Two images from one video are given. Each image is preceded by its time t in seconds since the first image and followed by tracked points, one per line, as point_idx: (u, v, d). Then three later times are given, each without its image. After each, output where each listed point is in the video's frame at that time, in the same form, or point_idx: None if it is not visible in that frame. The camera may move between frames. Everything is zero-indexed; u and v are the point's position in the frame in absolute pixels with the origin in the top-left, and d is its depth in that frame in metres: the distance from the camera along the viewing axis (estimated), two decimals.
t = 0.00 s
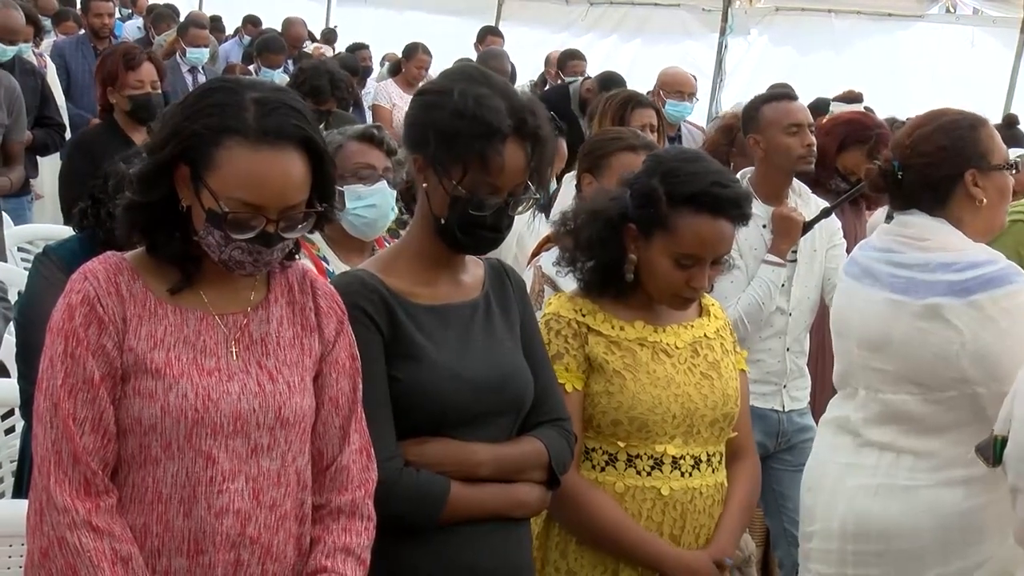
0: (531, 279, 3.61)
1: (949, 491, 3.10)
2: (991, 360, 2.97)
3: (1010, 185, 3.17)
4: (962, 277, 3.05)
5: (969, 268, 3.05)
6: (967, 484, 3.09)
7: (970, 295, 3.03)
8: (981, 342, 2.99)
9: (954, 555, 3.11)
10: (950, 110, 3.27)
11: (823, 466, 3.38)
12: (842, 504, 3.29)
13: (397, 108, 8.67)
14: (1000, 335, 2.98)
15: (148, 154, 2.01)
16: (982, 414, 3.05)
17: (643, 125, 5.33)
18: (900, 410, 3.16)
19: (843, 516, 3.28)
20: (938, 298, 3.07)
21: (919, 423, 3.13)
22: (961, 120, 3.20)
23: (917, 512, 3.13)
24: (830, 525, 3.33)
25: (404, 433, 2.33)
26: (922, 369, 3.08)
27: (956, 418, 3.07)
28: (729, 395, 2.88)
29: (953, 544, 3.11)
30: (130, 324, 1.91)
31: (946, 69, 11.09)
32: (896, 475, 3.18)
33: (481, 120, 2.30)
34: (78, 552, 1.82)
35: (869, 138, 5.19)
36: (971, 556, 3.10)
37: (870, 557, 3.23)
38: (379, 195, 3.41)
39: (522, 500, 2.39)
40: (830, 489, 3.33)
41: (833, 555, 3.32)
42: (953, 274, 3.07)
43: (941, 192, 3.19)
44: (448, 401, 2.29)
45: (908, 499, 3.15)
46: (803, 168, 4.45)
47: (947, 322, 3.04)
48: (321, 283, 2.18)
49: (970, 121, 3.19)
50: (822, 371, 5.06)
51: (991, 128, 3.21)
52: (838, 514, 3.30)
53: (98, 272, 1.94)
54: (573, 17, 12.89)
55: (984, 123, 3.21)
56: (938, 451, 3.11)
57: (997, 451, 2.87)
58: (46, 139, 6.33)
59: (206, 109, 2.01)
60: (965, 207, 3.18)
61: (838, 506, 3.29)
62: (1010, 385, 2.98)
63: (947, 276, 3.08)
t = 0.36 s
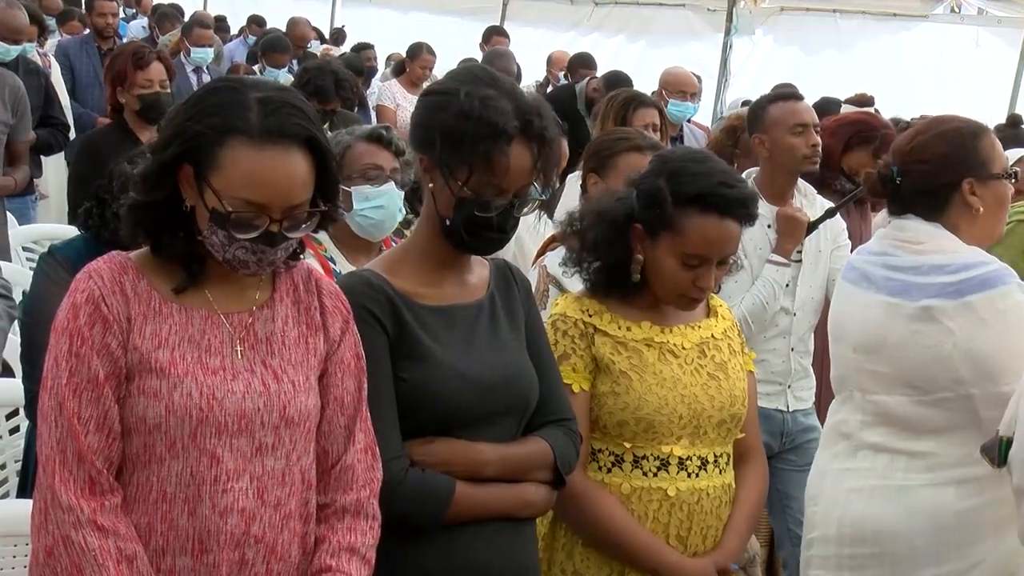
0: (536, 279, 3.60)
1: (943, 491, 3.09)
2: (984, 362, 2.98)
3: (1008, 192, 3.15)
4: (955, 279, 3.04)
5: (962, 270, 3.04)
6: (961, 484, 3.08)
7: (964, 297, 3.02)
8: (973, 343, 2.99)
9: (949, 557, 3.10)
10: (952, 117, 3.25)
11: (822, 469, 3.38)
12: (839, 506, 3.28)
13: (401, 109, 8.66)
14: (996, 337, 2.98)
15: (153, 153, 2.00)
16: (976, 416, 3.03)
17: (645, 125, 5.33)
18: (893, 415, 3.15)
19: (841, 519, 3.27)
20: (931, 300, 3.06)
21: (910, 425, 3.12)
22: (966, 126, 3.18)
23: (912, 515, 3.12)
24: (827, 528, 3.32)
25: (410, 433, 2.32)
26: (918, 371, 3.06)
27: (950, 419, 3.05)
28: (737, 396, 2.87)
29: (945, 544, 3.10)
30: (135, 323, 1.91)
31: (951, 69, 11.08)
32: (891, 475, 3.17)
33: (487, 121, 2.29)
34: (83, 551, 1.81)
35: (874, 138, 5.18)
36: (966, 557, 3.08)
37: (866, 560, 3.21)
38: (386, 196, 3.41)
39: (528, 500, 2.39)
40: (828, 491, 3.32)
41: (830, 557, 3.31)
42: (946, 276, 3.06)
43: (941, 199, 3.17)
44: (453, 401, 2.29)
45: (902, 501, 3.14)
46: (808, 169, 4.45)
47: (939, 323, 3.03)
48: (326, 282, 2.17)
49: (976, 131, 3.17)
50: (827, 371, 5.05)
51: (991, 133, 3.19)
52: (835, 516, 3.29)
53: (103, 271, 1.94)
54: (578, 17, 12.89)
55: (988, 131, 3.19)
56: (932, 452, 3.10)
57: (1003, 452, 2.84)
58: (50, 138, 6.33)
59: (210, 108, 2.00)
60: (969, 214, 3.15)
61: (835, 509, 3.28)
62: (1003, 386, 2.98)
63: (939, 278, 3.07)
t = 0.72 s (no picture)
0: (541, 279, 3.60)
1: (921, 476, 3.14)
2: (955, 348, 2.99)
3: (985, 189, 3.15)
4: (926, 267, 3.10)
5: (934, 258, 3.09)
6: (939, 471, 3.12)
7: (933, 284, 3.07)
8: (942, 330, 3.02)
9: (925, 542, 3.14)
10: (947, 111, 3.29)
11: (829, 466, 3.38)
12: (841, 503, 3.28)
13: (406, 109, 8.66)
14: (965, 323, 2.98)
15: (158, 154, 2.01)
16: (950, 402, 3.06)
17: (649, 125, 5.32)
18: (892, 406, 3.19)
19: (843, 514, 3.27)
20: (904, 287, 3.14)
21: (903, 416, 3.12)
22: (962, 119, 3.22)
23: (893, 499, 3.18)
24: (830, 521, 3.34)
25: (415, 433, 2.33)
26: (892, 352, 3.14)
27: (926, 405, 3.11)
28: (745, 397, 2.87)
29: (923, 528, 3.14)
30: (141, 322, 1.91)
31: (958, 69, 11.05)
32: (880, 462, 3.22)
33: (491, 121, 2.30)
34: (90, 549, 1.82)
35: (880, 138, 5.16)
36: (944, 543, 3.11)
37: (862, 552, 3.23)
38: (394, 197, 3.41)
39: (533, 500, 2.39)
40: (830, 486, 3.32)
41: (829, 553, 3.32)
42: (919, 265, 3.12)
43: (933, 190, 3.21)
44: (460, 401, 2.29)
45: (882, 488, 3.20)
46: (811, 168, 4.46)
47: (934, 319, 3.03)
48: (333, 282, 2.18)
49: (971, 121, 3.21)
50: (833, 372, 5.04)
51: (982, 129, 3.18)
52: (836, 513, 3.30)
53: (110, 271, 1.94)
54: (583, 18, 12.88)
55: (986, 124, 3.21)
56: (909, 436, 3.17)
57: (1012, 455, 2.82)
58: (56, 139, 6.33)
59: (215, 108, 2.01)
60: (966, 207, 3.18)
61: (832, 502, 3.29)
62: (975, 372, 2.97)
63: (913, 267, 3.14)
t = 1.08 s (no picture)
0: (568, 280, 3.60)
1: (912, 463, 3.19)
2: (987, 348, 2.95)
3: (982, 189, 3.12)
4: (918, 259, 3.16)
5: (927, 251, 3.15)
6: (930, 458, 3.15)
7: (920, 275, 3.14)
8: (924, 322, 3.10)
9: (914, 525, 3.19)
10: (984, 110, 3.24)
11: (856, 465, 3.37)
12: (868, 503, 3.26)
13: (433, 110, 8.67)
14: (942, 317, 3.05)
15: (187, 154, 2.02)
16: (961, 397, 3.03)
17: (676, 125, 5.30)
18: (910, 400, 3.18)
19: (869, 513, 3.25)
20: (897, 279, 3.22)
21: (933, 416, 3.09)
22: (988, 116, 3.18)
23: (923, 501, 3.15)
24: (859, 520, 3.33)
25: (442, 433, 2.32)
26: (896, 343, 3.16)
27: (915, 392, 3.18)
28: (776, 398, 2.85)
29: (914, 513, 3.18)
30: (171, 322, 1.92)
31: (986, 69, 11.04)
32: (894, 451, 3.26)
33: (518, 122, 2.29)
34: (120, 548, 1.83)
35: (910, 139, 5.13)
36: (936, 530, 3.12)
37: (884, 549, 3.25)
38: (422, 198, 3.41)
39: (560, 501, 2.38)
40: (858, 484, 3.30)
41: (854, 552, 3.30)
42: (913, 256, 3.19)
43: (953, 188, 3.19)
44: (488, 402, 2.29)
45: (880, 474, 3.27)
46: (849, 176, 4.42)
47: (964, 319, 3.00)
48: (361, 283, 2.18)
49: (999, 119, 3.16)
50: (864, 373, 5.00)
51: (1001, 131, 3.12)
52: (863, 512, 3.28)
53: (140, 271, 1.95)
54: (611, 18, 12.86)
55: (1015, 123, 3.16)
56: (909, 425, 3.23)
57: None
58: (87, 139, 6.38)
59: (243, 109, 2.01)
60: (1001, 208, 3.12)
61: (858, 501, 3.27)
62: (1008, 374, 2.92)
63: (909, 258, 3.21)
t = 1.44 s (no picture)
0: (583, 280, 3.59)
1: (907, 456, 3.21)
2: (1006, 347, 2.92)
3: (985, 192, 3.12)
4: (919, 256, 3.15)
5: (928, 248, 3.14)
6: (923, 449, 3.17)
7: (915, 272, 3.12)
8: (913, 315, 3.09)
9: (911, 514, 3.19)
10: (1008, 114, 3.21)
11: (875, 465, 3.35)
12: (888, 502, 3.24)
13: (451, 111, 8.67)
14: (929, 307, 3.03)
15: (205, 155, 2.02)
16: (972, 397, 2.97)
17: (693, 125, 5.28)
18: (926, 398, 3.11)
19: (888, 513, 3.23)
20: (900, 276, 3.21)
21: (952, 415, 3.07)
22: (1006, 118, 3.17)
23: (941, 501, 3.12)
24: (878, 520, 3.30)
25: (458, 433, 2.32)
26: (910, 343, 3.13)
27: (911, 386, 3.16)
28: (791, 398, 2.84)
29: (908, 503, 3.20)
30: (188, 323, 1.92)
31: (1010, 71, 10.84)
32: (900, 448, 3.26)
33: (533, 121, 2.29)
34: (138, 549, 1.83)
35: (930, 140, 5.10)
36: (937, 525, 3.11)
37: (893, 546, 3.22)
38: (438, 198, 3.42)
39: (576, 501, 2.38)
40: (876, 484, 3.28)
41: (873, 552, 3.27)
42: (916, 254, 3.18)
43: (965, 189, 3.22)
44: (504, 402, 2.28)
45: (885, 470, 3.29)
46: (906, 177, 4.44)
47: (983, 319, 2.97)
48: (376, 283, 2.18)
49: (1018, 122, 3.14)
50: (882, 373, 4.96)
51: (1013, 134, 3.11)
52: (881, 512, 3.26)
53: (157, 272, 1.96)
54: (629, 17, 12.85)
55: None
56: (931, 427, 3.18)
57: None
58: (107, 139, 6.40)
59: (261, 109, 2.01)
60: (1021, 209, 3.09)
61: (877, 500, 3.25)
62: None
63: (913, 256, 3.20)
